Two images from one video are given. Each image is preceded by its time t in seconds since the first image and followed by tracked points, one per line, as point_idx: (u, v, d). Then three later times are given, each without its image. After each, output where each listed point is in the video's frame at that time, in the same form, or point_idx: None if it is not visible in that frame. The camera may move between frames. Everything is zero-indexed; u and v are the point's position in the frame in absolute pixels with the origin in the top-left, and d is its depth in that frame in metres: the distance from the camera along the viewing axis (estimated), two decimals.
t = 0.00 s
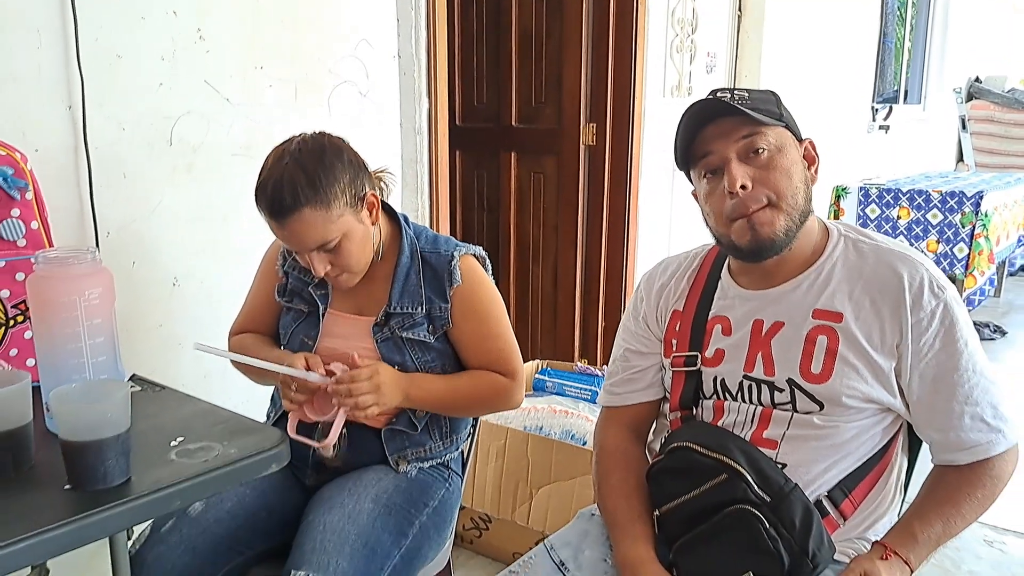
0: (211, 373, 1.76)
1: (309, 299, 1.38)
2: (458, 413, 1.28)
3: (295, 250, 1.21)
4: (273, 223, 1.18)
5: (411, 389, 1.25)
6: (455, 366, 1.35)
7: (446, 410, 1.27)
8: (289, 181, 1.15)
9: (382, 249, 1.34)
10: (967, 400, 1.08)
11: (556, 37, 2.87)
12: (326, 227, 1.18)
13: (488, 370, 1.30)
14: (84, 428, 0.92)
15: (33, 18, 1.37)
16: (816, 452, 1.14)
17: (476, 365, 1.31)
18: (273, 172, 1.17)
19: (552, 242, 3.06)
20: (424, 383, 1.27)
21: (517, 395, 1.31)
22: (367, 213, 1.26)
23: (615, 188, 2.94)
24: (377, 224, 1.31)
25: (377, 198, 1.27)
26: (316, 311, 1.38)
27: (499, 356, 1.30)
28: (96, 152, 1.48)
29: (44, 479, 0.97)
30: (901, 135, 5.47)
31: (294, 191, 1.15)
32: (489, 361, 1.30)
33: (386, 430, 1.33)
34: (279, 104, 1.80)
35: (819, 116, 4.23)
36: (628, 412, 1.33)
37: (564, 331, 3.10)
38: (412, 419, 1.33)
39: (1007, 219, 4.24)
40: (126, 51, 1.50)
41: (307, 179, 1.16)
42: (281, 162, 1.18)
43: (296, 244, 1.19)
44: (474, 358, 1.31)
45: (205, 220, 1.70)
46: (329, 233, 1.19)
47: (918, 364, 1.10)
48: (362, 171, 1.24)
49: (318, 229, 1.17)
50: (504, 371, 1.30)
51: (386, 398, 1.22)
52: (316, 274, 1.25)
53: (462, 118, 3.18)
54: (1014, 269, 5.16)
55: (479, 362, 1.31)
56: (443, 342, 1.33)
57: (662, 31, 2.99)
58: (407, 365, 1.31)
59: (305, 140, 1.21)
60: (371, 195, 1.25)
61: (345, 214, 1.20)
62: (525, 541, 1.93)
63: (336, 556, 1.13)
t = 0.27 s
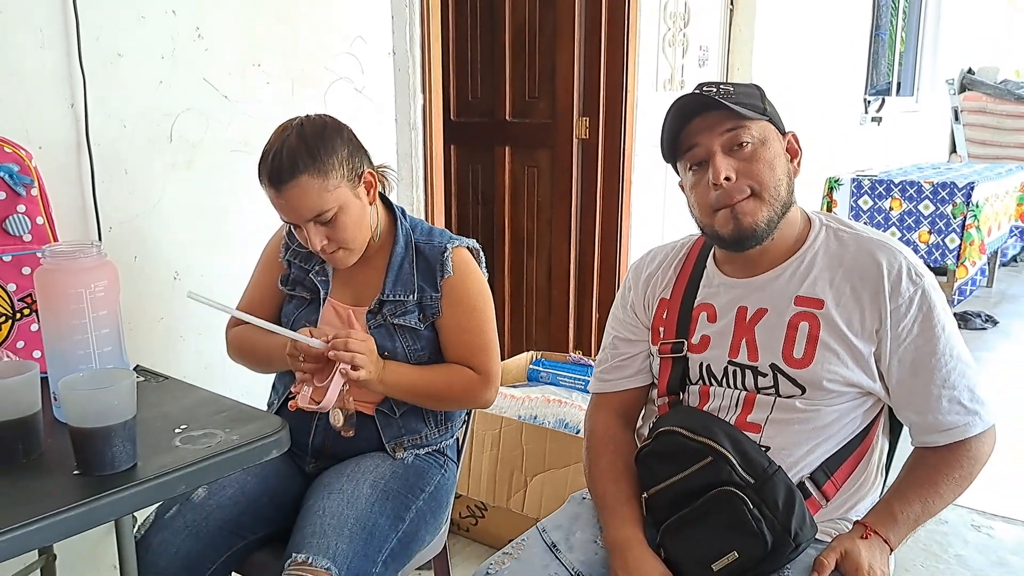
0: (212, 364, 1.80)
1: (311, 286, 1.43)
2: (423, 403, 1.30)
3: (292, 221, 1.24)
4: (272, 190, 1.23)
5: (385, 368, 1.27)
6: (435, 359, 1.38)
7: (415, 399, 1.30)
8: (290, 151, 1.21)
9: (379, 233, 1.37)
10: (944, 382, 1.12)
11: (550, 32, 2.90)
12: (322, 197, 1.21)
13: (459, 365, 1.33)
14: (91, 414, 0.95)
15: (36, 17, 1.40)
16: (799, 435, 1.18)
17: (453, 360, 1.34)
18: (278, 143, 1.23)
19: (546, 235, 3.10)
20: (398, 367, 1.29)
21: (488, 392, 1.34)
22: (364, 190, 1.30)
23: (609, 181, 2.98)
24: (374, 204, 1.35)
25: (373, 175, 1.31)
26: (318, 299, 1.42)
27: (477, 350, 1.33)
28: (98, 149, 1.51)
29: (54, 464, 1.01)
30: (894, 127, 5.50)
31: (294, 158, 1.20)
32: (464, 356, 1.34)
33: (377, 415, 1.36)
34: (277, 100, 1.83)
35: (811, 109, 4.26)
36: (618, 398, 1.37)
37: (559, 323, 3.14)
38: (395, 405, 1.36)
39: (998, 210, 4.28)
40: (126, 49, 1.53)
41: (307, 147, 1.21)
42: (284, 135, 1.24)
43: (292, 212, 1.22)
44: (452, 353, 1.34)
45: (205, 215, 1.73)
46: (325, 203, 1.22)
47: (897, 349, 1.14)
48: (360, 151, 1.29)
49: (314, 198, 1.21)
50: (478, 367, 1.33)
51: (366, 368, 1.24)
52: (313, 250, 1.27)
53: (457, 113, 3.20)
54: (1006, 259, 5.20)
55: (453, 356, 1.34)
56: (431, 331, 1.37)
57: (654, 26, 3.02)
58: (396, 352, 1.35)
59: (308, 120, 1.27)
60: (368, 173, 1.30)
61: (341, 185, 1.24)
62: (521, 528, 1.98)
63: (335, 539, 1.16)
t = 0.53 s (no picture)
0: (210, 359, 1.82)
1: (307, 282, 1.45)
2: (416, 390, 1.32)
3: (291, 211, 1.27)
4: (272, 179, 1.26)
5: (387, 355, 1.29)
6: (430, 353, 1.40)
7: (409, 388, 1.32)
8: (290, 140, 1.24)
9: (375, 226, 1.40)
10: (927, 375, 1.14)
11: (545, 29, 2.92)
12: (320, 185, 1.24)
13: (454, 358, 1.36)
14: (92, 406, 0.98)
15: (36, 17, 1.42)
16: (785, 426, 1.21)
17: (448, 351, 1.37)
18: (279, 133, 1.27)
19: (542, 231, 3.12)
20: (400, 353, 1.30)
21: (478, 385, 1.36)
22: (362, 183, 1.32)
23: (604, 177, 3.01)
24: (372, 197, 1.37)
25: (372, 168, 1.33)
26: (312, 294, 1.44)
27: (467, 343, 1.36)
28: (98, 146, 1.54)
29: (57, 455, 1.03)
30: (890, 123, 5.53)
31: (294, 147, 1.23)
32: (458, 349, 1.36)
33: (372, 408, 1.39)
34: (274, 98, 1.85)
35: (806, 105, 4.29)
36: (608, 391, 1.40)
37: (555, 318, 3.16)
38: (389, 394, 1.39)
39: (992, 205, 4.31)
40: (126, 48, 1.55)
41: (307, 136, 1.24)
42: (286, 126, 1.27)
43: (291, 202, 1.25)
44: (446, 344, 1.37)
45: (204, 211, 1.75)
46: (323, 192, 1.25)
47: (882, 342, 1.17)
48: (359, 144, 1.32)
49: (312, 185, 1.23)
50: (470, 360, 1.36)
51: (368, 352, 1.26)
52: (309, 239, 1.30)
53: (453, 109, 3.22)
54: (1000, 254, 5.23)
55: (450, 350, 1.37)
56: (424, 326, 1.39)
57: (649, 23, 3.04)
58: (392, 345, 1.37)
59: (310, 112, 1.31)
60: (367, 166, 1.32)
61: (340, 175, 1.27)
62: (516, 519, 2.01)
63: (331, 529, 1.19)
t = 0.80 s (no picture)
0: (209, 356, 1.84)
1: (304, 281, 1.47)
2: (420, 384, 1.33)
3: (294, 210, 1.28)
4: (276, 179, 1.26)
5: (388, 345, 1.30)
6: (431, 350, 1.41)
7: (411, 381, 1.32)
8: (296, 140, 1.24)
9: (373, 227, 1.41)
10: (917, 373, 1.16)
11: (543, 29, 2.93)
12: (326, 185, 1.25)
13: (457, 351, 1.37)
14: (92, 404, 0.99)
15: (36, 18, 1.43)
16: (776, 424, 1.23)
17: (446, 345, 1.38)
18: (283, 132, 1.27)
19: (540, 229, 3.14)
20: (402, 345, 1.32)
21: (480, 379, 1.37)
22: (365, 182, 1.34)
23: (602, 176, 3.02)
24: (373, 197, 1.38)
25: (374, 168, 1.35)
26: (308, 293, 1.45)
27: (466, 337, 1.37)
28: (99, 146, 1.55)
29: (57, 451, 1.04)
30: (887, 121, 5.54)
31: (300, 146, 1.24)
32: (461, 342, 1.37)
33: (370, 404, 1.41)
34: (273, 98, 1.86)
35: (803, 104, 4.30)
36: (603, 389, 1.41)
37: (552, 317, 3.18)
38: (389, 389, 1.41)
39: (989, 203, 4.32)
40: (126, 49, 1.57)
41: (312, 135, 1.25)
42: (291, 124, 1.28)
43: (296, 202, 1.26)
44: (446, 339, 1.39)
45: (203, 210, 1.77)
46: (329, 191, 1.26)
47: (872, 341, 1.18)
48: (361, 144, 1.33)
49: (319, 185, 1.24)
50: (472, 353, 1.37)
51: (365, 340, 1.26)
52: (312, 238, 1.31)
53: (451, 108, 3.23)
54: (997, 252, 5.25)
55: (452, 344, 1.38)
56: (422, 323, 1.41)
57: (646, 22, 3.06)
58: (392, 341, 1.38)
59: (314, 111, 1.31)
60: (369, 165, 1.34)
61: (345, 176, 1.28)
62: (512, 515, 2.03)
63: (329, 525, 1.20)
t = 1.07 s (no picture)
0: (207, 354, 1.84)
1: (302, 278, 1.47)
2: (414, 380, 1.33)
3: (291, 213, 1.28)
4: (272, 183, 1.27)
5: (381, 340, 1.30)
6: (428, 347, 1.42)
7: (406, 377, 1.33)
8: (290, 145, 1.25)
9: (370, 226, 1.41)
10: (910, 371, 1.17)
11: (541, 28, 2.94)
12: (321, 190, 1.25)
13: (453, 348, 1.37)
14: (89, 401, 1.00)
15: (35, 17, 1.43)
16: (770, 422, 1.23)
17: (442, 343, 1.39)
18: (277, 137, 1.28)
19: (538, 228, 3.14)
20: (396, 341, 1.32)
21: (477, 376, 1.37)
22: (361, 182, 1.34)
23: (600, 174, 3.03)
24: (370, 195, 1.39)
25: (369, 167, 1.35)
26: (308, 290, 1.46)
27: (463, 335, 1.38)
28: (97, 144, 1.56)
29: (55, 449, 1.05)
30: (886, 120, 5.55)
31: (294, 152, 1.24)
32: (457, 339, 1.38)
33: (366, 402, 1.41)
34: (270, 96, 1.86)
35: (801, 103, 4.31)
36: (598, 387, 1.42)
37: (550, 315, 3.18)
38: (385, 386, 1.41)
39: (987, 202, 4.33)
40: (124, 48, 1.57)
41: (306, 140, 1.25)
42: (283, 130, 1.28)
43: (292, 206, 1.26)
44: (442, 336, 1.39)
45: (201, 208, 1.77)
46: (324, 195, 1.26)
47: (865, 340, 1.19)
48: (355, 145, 1.33)
49: (315, 189, 1.25)
50: (467, 350, 1.37)
51: (355, 336, 1.27)
52: (311, 240, 1.31)
53: (449, 107, 3.24)
54: (996, 251, 5.26)
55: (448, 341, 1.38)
56: (418, 321, 1.41)
57: (645, 20, 3.06)
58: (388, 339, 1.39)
59: (307, 115, 1.32)
60: (364, 164, 1.34)
61: (340, 179, 1.28)
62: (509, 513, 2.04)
63: (325, 522, 1.21)
